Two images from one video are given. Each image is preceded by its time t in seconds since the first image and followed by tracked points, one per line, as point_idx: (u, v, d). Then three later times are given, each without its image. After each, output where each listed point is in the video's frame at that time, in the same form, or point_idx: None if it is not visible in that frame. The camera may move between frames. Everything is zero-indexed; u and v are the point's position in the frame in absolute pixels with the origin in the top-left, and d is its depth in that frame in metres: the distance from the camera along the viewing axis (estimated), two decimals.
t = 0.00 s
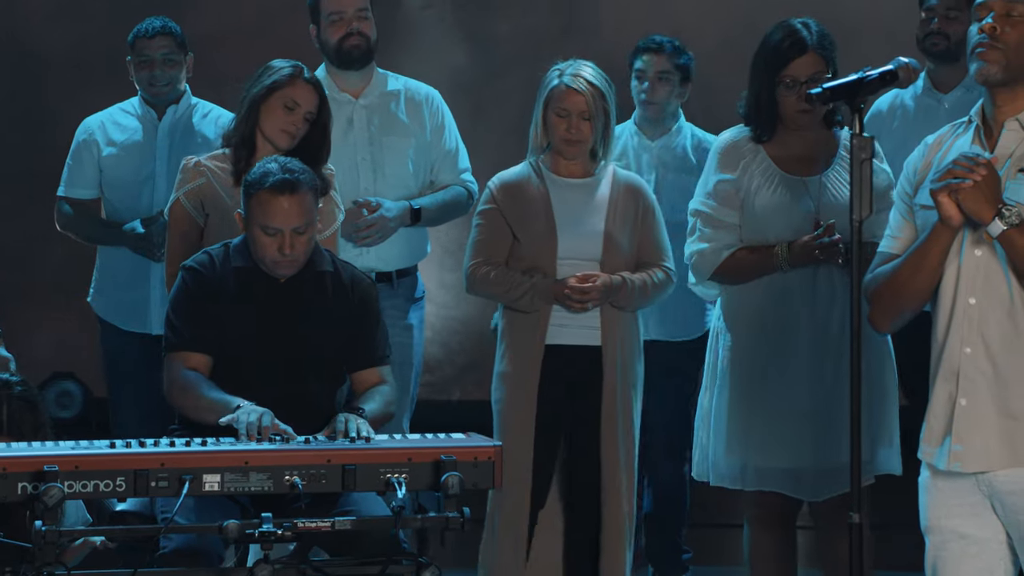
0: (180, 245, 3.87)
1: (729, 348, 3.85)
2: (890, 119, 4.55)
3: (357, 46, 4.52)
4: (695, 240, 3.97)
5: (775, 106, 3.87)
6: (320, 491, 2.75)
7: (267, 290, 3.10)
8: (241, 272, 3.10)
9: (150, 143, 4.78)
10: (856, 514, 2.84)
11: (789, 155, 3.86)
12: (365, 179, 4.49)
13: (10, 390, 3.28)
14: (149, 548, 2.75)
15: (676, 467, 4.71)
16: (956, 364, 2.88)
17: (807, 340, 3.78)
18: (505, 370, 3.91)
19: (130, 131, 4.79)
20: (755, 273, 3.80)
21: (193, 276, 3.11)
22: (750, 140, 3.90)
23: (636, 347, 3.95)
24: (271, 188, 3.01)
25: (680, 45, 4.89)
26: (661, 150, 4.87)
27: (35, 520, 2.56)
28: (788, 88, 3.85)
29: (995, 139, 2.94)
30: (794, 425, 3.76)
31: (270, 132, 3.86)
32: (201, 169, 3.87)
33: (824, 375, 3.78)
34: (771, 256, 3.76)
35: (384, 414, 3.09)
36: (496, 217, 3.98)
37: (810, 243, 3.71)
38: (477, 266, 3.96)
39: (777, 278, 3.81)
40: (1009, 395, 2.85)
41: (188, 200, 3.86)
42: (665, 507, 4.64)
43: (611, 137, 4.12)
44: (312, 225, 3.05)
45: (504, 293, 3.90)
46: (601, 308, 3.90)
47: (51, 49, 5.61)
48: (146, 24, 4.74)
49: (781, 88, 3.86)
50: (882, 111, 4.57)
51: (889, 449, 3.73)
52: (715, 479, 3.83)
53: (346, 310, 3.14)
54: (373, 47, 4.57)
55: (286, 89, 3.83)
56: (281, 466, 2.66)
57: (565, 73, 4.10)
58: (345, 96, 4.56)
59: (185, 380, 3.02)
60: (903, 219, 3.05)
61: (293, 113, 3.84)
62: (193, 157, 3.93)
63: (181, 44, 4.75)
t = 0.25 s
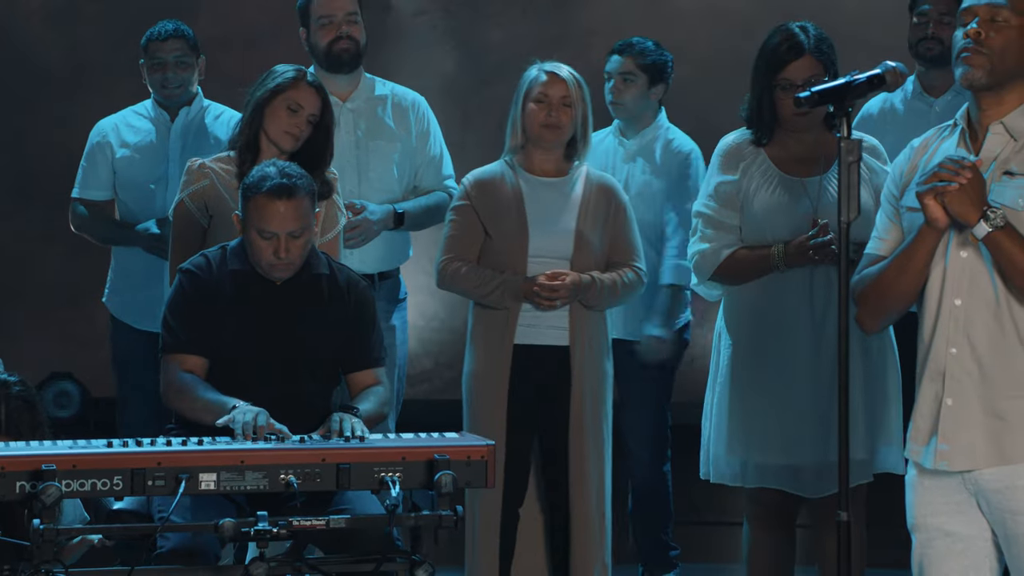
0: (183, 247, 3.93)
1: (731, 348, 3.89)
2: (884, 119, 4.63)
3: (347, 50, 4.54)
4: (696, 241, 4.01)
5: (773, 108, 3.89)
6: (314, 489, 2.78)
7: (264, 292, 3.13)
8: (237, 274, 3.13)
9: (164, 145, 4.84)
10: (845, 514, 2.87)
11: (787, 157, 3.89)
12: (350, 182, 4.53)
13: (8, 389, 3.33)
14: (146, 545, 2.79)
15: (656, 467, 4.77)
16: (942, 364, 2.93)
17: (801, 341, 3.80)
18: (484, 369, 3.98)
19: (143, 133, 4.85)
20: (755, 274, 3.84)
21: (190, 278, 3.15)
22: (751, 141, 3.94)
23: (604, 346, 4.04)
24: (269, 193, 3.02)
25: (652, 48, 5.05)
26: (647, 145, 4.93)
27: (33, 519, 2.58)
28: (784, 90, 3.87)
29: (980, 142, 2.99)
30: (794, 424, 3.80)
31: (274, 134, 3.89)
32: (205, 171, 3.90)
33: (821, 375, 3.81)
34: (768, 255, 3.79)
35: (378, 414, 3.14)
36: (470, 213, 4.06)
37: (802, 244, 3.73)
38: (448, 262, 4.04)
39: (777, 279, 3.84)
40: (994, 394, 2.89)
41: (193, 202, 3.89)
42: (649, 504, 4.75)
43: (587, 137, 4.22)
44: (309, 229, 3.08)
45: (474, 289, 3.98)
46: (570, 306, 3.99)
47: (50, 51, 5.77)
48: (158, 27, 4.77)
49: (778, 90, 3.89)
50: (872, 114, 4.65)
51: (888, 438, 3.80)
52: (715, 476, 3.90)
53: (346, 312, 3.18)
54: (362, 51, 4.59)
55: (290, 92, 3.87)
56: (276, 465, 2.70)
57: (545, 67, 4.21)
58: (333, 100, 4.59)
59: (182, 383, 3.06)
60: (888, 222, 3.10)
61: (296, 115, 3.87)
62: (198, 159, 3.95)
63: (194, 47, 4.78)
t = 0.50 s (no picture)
0: (184, 248, 3.95)
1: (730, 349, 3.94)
2: (876, 123, 4.67)
3: (335, 54, 4.60)
4: (698, 241, 4.07)
5: (770, 112, 3.93)
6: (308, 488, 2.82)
7: (260, 295, 3.16)
8: (234, 278, 3.15)
9: (178, 149, 4.98)
10: (833, 511, 2.90)
11: (784, 160, 3.93)
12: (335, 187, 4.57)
13: (6, 389, 3.37)
14: (141, 544, 2.82)
15: (633, 466, 4.80)
16: (928, 364, 2.97)
17: (794, 343, 3.84)
18: (447, 373, 4.02)
19: (157, 138, 4.98)
20: (750, 275, 3.87)
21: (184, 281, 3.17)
22: (754, 145, 3.98)
23: (569, 348, 4.09)
24: (267, 200, 3.05)
25: (624, 52, 5.16)
26: (614, 146, 5.04)
27: (30, 517, 2.61)
28: (780, 94, 3.91)
29: (964, 145, 3.03)
30: (792, 424, 3.83)
31: (277, 137, 3.94)
32: (208, 171, 3.94)
33: (816, 375, 3.84)
34: (760, 259, 3.83)
35: (376, 415, 3.18)
36: (437, 217, 4.11)
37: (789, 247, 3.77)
38: (417, 265, 4.08)
39: (774, 280, 3.88)
40: (980, 394, 2.92)
41: (194, 202, 3.92)
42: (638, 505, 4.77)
43: (554, 140, 4.28)
44: (306, 236, 3.10)
45: (443, 292, 4.01)
46: (538, 309, 4.04)
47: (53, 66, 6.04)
48: (171, 33, 4.92)
49: (774, 93, 3.93)
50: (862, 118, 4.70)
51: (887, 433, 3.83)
52: (713, 474, 3.94)
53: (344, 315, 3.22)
54: (350, 56, 4.66)
55: (292, 95, 3.94)
56: (271, 465, 2.73)
57: (508, 73, 4.28)
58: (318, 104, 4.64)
59: (173, 386, 3.08)
60: (875, 224, 3.14)
61: (299, 116, 3.94)
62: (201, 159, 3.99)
63: (206, 52, 4.94)
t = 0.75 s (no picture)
0: (181, 250, 3.99)
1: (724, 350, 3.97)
2: (869, 126, 4.71)
3: (325, 59, 4.66)
4: (697, 244, 4.11)
5: (765, 117, 3.92)
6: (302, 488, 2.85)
7: (255, 298, 3.19)
8: (230, 282, 3.19)
9: (189, 153, 5.03)
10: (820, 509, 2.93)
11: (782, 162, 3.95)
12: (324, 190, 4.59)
13: (3, 389, 3.40)
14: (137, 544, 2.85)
15: (613, 466, 4.84)
16: (913, 365, 3.01)
17: (784, 345, 3.86)
18: (431, 371, 4.04)
19: (169, 143, 5.04)
20: (742, 278, 3.91)
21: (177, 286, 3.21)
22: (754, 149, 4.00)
23: (543, 347, 4.11)
24: (267, 205, 3.08)
25: (597, 60, 5.21)
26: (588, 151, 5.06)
27: (27, 516, 2.65)
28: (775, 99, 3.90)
29: (950, 149, 3.07)
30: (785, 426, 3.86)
31: (272, 140, 4.00)
32: (204, 173, 3.99)
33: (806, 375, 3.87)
34: (750, 262, 3.86)
35: (359, 420, 3.22)
36: (412, 220, 4.13)
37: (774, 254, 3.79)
38: (391, 267, 4.09)
39: (766, 283, 3.90)
40: (965, 394, 2.96)
41: (190, 204, 3.96)
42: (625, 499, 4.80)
43: (523, 143, 4.29)
44: (303, 242, 3.13)
45: (418, 294, 4.02)
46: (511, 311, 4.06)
47: (67, 75, 6.61)
48: (181, 40, 5.02)
49: (768, 97, 3.91)
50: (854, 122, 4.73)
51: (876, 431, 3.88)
52: (709, 474, 3.97)
53: (337, 319, 3.25)
54: (339, 60, 4.72)
55: (288, 100, 4.00)
56: (266, 464, 2.77)
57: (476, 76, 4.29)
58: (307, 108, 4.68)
59: (156, 391, 3.13)
60: (862, 226, 3.18)
61: (293, 120, 4.00)
62: (197, 162, 4.04)
63: (216, 57, 5.04)
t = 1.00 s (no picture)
0: (172, 255, 4.03)
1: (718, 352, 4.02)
2: (865, 129, 4.74)
3: (319, 64, 4.70)
4: (696, 246, 4.17)
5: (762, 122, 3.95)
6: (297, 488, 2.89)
7: (249, 301, 3.23)
8: (226, 287, 3.22)
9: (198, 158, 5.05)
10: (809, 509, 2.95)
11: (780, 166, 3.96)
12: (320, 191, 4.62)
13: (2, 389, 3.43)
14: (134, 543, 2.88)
15: (602, 462, 4.89)
16: (901, 366, 3.05)
17: (773, 347, 3.90)
18: (423, 372, 4.08)
19: (177, 148, 5.06)
20: (734, 282, 3.96)
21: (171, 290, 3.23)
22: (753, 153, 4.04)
23: (530, 347, 4.15)
24: (262, 216, 3.11)
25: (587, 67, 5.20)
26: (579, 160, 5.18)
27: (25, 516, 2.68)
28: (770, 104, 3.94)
29: (937, 152, 3.12)
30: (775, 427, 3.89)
31: (260, 143, 4.04)
32: (193, 178, 4.01)
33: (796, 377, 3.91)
34: (741, 266, 3.92)
35: (356, 421, 3.25)
36: (399, 224, 4.16)
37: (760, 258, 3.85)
38: (379, 272, 4.12)
39: (759, 287, 3.94)
40: (952, 395, 3.00)
41: (180, 209, 3.99)
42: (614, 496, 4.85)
43: (506, 145, 4.33)
44: (298, 251, 3.16)
45: (406, 297, 4.05)
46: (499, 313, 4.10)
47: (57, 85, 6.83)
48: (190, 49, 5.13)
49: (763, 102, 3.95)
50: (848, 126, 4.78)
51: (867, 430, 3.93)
52: (704, 473, 4.03)
53: (332, 323, 3.29)
54: (334, 64, 4.76)
55: (276, 103, 4.04)
56: (261, 464, 2.80)
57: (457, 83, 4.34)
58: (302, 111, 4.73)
59: (154, 391, 3.15)
60: (850, 229, 3.23)
61: (281, 124, 4.04)
62: (187, 167, 4.07)
63: (222, 64, 5.11)
